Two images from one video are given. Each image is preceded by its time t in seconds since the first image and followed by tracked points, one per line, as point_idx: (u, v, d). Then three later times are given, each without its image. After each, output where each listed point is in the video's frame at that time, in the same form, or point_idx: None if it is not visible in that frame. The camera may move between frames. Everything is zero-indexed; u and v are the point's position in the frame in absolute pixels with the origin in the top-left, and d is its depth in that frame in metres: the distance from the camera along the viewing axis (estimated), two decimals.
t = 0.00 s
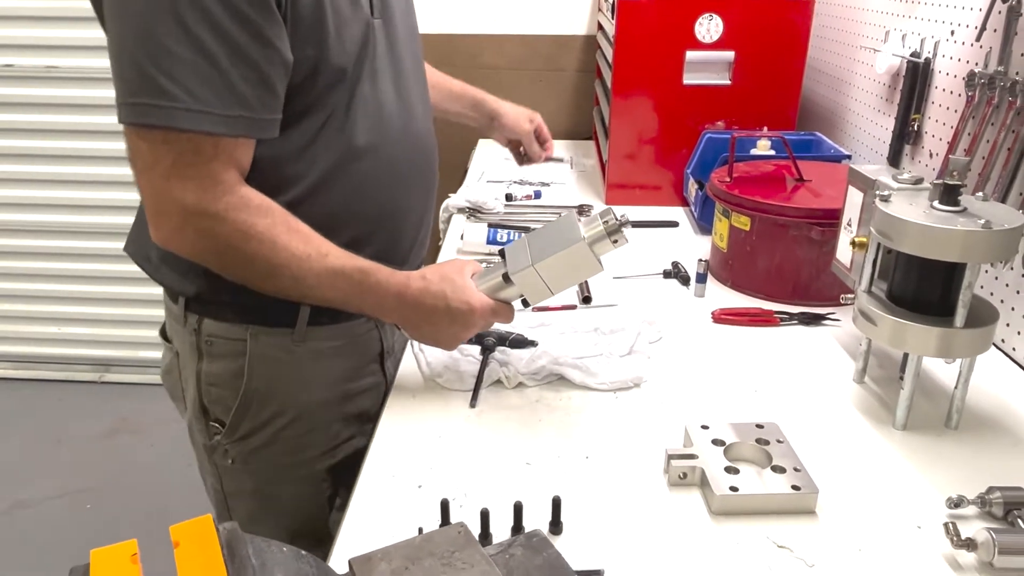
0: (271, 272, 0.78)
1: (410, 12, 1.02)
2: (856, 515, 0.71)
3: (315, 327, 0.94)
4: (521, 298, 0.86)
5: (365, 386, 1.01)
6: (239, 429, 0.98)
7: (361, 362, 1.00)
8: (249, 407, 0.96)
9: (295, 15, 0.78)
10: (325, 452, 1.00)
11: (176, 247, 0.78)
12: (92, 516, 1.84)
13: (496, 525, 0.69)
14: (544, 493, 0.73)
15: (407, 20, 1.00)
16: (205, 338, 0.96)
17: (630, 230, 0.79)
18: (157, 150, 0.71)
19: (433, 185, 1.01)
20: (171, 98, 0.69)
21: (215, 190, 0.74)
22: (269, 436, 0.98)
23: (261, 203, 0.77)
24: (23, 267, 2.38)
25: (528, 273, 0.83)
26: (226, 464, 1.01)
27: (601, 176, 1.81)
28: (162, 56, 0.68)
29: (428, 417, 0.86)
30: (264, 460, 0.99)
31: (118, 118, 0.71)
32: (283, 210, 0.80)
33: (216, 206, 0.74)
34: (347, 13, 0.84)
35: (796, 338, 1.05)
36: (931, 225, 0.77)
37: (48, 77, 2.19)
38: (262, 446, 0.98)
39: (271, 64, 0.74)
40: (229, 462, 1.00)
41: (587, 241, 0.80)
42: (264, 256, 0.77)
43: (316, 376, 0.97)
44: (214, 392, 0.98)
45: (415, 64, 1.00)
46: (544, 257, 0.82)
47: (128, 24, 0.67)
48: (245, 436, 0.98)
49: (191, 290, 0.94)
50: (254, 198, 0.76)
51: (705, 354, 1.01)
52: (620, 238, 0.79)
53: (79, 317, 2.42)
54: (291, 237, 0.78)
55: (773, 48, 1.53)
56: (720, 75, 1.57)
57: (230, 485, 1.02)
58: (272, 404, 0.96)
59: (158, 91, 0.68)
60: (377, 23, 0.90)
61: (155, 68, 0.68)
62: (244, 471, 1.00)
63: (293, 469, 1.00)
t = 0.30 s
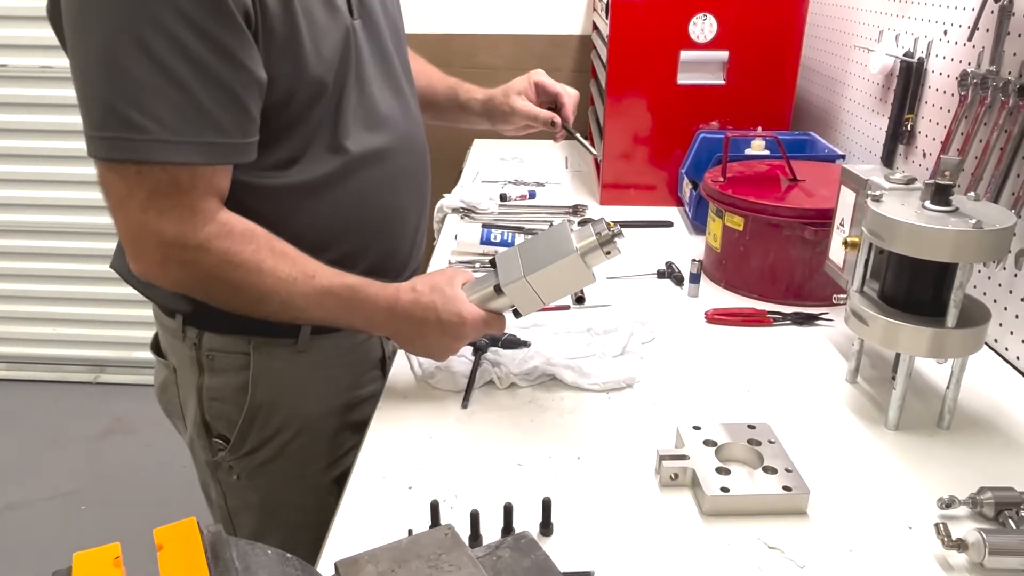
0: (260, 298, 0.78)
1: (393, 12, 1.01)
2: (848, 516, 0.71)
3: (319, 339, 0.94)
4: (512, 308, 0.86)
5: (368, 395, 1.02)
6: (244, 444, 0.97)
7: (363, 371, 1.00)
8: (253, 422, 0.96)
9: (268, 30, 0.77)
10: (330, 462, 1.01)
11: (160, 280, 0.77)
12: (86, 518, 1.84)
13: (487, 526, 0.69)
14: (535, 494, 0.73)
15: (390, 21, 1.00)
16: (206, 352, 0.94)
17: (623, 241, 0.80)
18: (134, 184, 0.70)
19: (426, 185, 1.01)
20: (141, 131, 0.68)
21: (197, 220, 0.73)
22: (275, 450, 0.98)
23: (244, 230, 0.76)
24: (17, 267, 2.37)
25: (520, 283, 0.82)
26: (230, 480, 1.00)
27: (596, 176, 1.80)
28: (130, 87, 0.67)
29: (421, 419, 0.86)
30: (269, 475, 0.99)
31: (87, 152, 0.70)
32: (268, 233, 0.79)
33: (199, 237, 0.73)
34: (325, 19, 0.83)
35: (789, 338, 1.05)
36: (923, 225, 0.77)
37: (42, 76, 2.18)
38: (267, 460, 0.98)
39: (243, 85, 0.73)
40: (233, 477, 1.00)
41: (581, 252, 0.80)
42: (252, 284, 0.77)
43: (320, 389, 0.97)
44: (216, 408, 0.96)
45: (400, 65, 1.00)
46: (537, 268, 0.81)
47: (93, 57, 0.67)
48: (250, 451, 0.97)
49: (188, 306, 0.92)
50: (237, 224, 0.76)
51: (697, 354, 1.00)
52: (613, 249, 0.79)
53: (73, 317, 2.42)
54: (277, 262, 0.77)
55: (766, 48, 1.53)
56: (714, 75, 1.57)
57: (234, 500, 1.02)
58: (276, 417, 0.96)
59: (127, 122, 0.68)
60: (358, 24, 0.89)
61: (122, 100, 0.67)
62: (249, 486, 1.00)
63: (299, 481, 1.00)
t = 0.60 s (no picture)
0: (261, 313, 0.78)
1: (393, 12, 1.01)
2: (847, 516, 0.71)
3: (323, 346, 0.94)
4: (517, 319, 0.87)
5: (369, 401, 1.02)
6: (246, 453, 0.97)
7: (365, 377, 1.01)
8: (256, 430, 0.95)
9: (249, 47, 0.77)
10: (332, 468, 1.01)
11: (160, 300, 0.78)
12: (84, 519, 1.83)
13: (487, 528, 0.69)
14: (535, 495, 0.73)
15: (389, 22, 1.00)
16: (207, 360, 0.93)
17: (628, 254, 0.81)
18: (126, 208, 0.71)
19: (428, 186, 1.01)
20: (125, 156, 0.68)
21: (192, 241, 0.73)
22: (277, 457, 0.98)
23: (240, 247, 0.76)
24: (14, 268, 2.36)
25: (525, 293, 0.83)
26: (232, 487, 1.00)
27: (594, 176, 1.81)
28: (112, 113, 0.67)
29: (421, 420, 0.86)
30: (271, 482, 0.99)
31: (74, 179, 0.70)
32: (266, 247, 0.79)
33: (195, 257, 0.73)
34: (315, 26, 0.83)
35: (788, 338, 1.05)
36: (921, 226, 0.77)
37: (39, 77, 2.18)
38: (270, 468, 0.98)
39: (226, 106, 0.72)
40: (235, 485, 0.99)
41: (584, 261, 0.80)
42: (252, 301, 0.77)
43: (323, 396, 0.97)
44: (218, 415, 0.96)
45: (399, 66, 0.99)
46: (541, 277, 0.82)
47: (74, 84, 0.66)
48: (253, 458, 0.97)
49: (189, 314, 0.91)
50: (232, 241, 0.76)
51: (696, 355, 1.01)
52: (619, 262, 0.80)
53: (70, 318, 2.41)
54: (276, 277, 0.77)
55: (763, 49, 1.53)
56: (712, 76, 1.57)
57: (235, 506, 1.01)
58: (279, 425, 0.96)
59: (110, 149, 0.68)
60: (352, 28, 0.89)
61: (105, 126, 0.67)
62: (251, 493, 1.00)
63: (301, 488, 1.00)
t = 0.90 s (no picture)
0: (263, 320, 0.78)
1: (395, 12, 1.01)
2: (846, 512, 0.72)
3: (325, 346, 0.94)
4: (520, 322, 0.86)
5: (371, 401, 1.02)
6: (247, 452, 0.97)
7: (367, 377, 1.01)
8: (257, 429, 0.95)
9: (248, 54, 0.77)
10: (332, 468, 1.02)
11: (164, 307, 0.78)
12: (83, 519, 1.83)
13: (487, 525, 0.69)
14: (535, 492, 0.73)
15: (391, 23, 1.00)
16: (210, 358, 0.93)
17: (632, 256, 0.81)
18: (128, 219, 0.71)
19: (430, 186, 1.01)
20: (124, 169, 0.68)
21: (194, 250, 0.74)
22: (278, 456, 0.98)
23: (242, 255, 0.76)
24: (11, 268, 2.36)
25: (528, 295, 0.83)
26: (232, 486, 1.00)
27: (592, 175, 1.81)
28: (111, 127, 0.67)
29: (420, 418, 0.86)
30: (272, 481, 0.99)
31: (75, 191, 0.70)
32: (268, 253, 0.79)
33: (198, 266, 0.74)
34: (314, 31, 0.83)
35: (786, 336, 1.05)
36: (919, 223, 0.77)
37: (35, 76, 2.17)
38: (271, 467, 0.98)
39: (225, 116, 0.72)
40: (236, 484, 0.99)
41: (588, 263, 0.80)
42: (254, 308, 0.77)
43: (324, 396, 0.97)
44: (219, 414, 0.96)
45: (400, 66, 0.99)
46: (544, 279, 0.82)
47: (72, 97, 0.66)
48: (254, 458, 0.97)
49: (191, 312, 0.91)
50: (234, 248, 0.76)
51: (695, 353, 1.01)
52: (623, 264, 0.80)
53: (67, 318, 2.41)
54: (278, 284, 0.78)
55: (761, 48, 1.53)
56: (709, 75, 1.57)
57: (235, 505, 1.01)
58: (281, 425, 0.96)
59: (110, 162, 0.68)
60: (353, 29, 0.89)
61: (103, 139, 0.67)
62: (251, 492, 1.00)
63: (301, 487, 1.00)
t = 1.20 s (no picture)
0: (262, 319, 0.78)
1: (398, 10, 1.01)
2: (844, 508, 0.72)
3: (326, 344, 0.94)
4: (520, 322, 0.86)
5: (371, 399, 1.02)
6: (247, 449, 0.97)
7: (367, 375, 1.01)
8: (257, 427, 0.95)
9: (248, 54, 0.77)
10: (331, 467, 1.01)
11: (163, 306, 0.78)
12: (82, 519, 1.83)
13: (486, 521, 0.69)
14: (533, 489, 0.74)
15: (393, 22, 1.00)
16: (210, 356, 0.93)
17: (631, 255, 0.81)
18: (127, 217, 0.71)
19: (432, 184, 1.00)
20: (123, 169, 0.68)
21: (193, 248, 0.73)
22: (278, 454, 0.98)
23: (241, 254, 0.76)
24: (8, 268, 2.35)
25: (528, 295, 0.83)
26: (232, 483, 1.00)
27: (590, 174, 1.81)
28: (110, 126, 0.67)
29: (419, 416, 0.86)
30: (272, 479, 0.99)
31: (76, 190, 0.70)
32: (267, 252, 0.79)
33: (197, 265, 0.74)
34: (315, 31, 0.83)
35: (784, 334, 1.05)
36: (917, 220, 0.77)
37: (32, 76, 2.17)
38: (270, 465, 0.98)
39: (225, 117, 0.72)
40: (235, 481, 0.99)
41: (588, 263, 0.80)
42: (253, 307, 0.77)
43: (324, 394, 0.97)
44: (219, 411, 0.96)
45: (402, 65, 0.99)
46: (544, 280, 0.82)
47: (72, 97, 0.66)
48: (253, 455, 0.97)
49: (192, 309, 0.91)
50: (233, 247, 0.76)
51: (693, 350, 1.01)
52: (622, 264, 0.80)
53: (65, 318, 2.40)
54: (278, 282, 0.78)
55: (759, 46, 1.54)
56: (707, 73, 1.57)
57: (234, 502, 1.01)
58: (281, 423, 0.96)
59: (110, 162, 0.68)
60: (354, 28, 0.89)
61: (103, 139, 0.67)
62: (251, 489, 1.00)
63: (301, 485, 1.00)
